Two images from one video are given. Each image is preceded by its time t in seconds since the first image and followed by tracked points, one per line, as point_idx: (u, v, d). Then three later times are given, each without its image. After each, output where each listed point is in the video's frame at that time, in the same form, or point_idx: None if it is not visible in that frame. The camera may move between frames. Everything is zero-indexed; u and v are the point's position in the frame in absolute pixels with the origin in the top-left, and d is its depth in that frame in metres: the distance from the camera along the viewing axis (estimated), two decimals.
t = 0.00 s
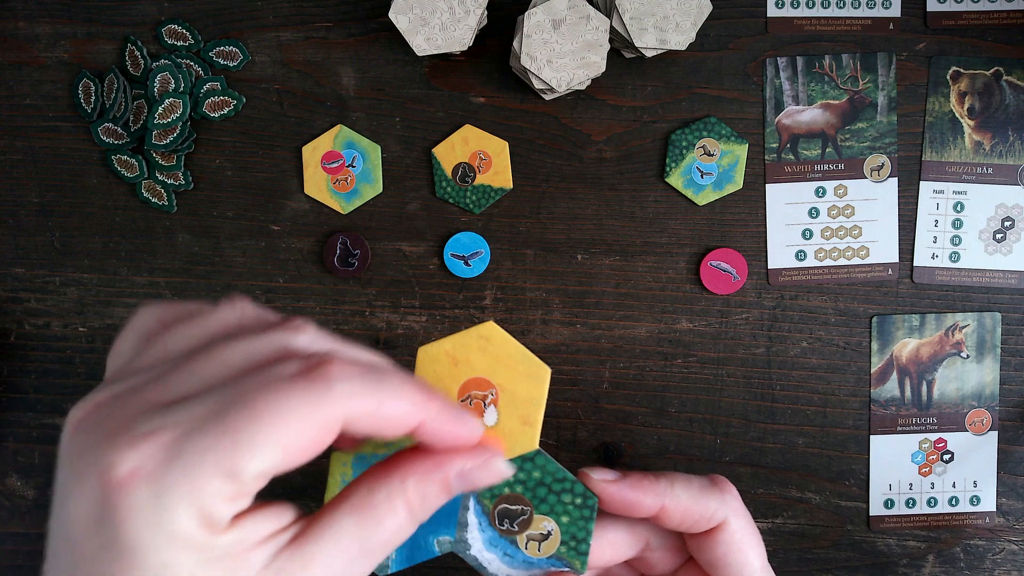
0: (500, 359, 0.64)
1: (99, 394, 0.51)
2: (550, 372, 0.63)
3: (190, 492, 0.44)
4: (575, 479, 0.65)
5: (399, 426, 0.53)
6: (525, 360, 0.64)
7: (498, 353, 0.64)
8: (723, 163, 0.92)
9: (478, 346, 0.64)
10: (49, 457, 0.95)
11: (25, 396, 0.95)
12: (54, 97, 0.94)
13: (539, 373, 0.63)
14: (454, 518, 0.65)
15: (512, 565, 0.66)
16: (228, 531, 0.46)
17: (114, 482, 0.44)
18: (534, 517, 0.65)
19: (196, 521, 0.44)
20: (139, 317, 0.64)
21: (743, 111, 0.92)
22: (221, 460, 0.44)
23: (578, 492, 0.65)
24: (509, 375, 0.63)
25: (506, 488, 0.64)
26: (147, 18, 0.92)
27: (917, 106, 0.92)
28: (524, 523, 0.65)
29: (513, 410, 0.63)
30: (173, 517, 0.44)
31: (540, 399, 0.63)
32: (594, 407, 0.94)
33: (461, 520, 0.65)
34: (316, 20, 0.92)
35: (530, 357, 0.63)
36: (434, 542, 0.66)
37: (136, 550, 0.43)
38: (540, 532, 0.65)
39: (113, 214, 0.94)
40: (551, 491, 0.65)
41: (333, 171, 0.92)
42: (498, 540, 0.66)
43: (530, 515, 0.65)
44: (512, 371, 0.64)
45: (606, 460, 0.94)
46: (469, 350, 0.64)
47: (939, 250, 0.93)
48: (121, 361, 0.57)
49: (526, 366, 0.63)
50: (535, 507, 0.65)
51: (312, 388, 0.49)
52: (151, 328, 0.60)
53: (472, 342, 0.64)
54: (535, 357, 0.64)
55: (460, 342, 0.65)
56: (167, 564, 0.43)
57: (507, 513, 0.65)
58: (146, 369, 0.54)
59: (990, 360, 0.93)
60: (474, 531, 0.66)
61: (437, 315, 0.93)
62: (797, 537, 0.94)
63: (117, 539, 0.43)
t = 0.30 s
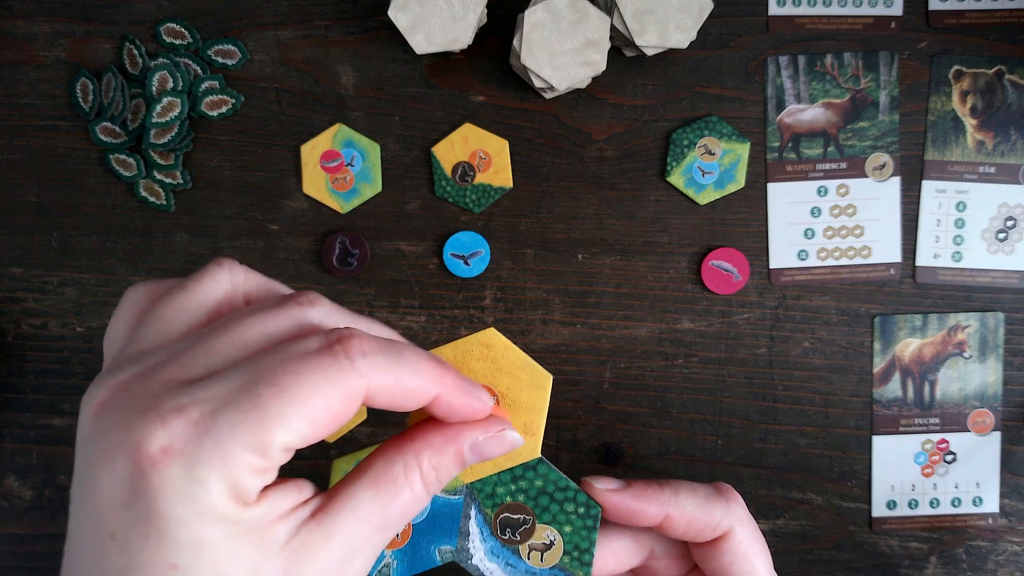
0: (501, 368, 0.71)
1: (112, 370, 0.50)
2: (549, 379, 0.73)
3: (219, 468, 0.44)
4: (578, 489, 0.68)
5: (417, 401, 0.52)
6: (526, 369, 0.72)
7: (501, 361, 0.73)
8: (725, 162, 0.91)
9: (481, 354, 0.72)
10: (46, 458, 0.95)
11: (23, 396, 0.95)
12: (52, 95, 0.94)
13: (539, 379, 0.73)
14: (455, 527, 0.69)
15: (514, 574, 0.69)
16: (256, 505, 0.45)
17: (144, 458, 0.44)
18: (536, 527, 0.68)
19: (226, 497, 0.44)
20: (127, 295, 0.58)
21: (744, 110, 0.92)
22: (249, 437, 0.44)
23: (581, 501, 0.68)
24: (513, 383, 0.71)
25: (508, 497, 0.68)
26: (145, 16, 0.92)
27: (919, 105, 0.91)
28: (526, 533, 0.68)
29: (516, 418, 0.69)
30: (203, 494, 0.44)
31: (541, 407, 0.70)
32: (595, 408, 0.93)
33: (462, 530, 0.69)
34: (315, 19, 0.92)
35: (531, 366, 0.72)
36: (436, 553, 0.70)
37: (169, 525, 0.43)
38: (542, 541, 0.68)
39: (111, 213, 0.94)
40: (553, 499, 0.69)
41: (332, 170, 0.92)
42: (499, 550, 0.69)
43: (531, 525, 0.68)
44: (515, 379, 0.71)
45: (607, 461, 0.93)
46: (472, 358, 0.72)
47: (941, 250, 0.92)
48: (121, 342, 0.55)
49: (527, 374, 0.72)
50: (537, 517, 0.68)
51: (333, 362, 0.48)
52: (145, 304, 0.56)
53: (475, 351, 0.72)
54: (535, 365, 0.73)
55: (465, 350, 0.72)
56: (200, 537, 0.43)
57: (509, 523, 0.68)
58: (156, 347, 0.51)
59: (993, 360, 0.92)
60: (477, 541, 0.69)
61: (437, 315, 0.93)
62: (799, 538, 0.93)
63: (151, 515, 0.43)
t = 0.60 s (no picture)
0: (501, 373, 0.64)
1: (127, 368, 0.50)
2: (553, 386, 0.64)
3: (230, 471, 0.44)
4: (580, 493, 0.64)
5: (429, 405, 0.51)
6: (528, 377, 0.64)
7: (500, 368, 0.64)
8: (723, 163, 0.92)
9: (477, 361, 0.64)
10: (50, 456, 0.96)
11: (26, 396, 0.96)
12: (55, 97, 0.94)
13: (542, 387, 0.63)
14: (457, 534, 0.65)
15: None
16: (268, 505, 0.46)
17: (158, 459, 0.44)
18: (538, 533, 0.64)
19: (237, 499, 0.44)
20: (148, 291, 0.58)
21: (742, 112, 0.92)
22: (259, 441, 0.44)
23: (584, 507, 0.64)
24: (512, 391, 0.64)
25: (510, 504, 0.64)
26: (148, 18, 0.93)
27: (916, 106, 0.92)
28: (529, 540, 0.64)
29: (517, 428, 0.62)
30: (215, 495, 0.44)
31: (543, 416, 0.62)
32: (594, 407, 0.94)
33: (464, 537, 0.65)
34: (316, 21, 0.92)
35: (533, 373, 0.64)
36: (439, 560, 0.67)
37: (183, 523, 0.44)
38: (545, 547, 0.64)
39: (113, 214, 0.95)
40: (556, 506, 0.64)
41: (333, 171, 0.92)
42: (502, 557, 0.65)
43: (535, 531, 0.64)
44: (515, 387, 0.64)
45: (606, 459, 0.94)
46: (469, 365, 0.64)
47: (938, 250, 0.93)
48: (139, 337, 0.55)
49: (528, 383, 0.64)
50: (539, 522, 0.64)
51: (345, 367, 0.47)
52: (161, 299, 0.56)
53: (472, 358, 0.64)
54: (537, 373, 0.64)
55: (461, 358, 0.65)
56: (211, 538, 0.44)
57: (511, 530, 0.64)
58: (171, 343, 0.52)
59: (989, 360, 0.93)
60: (479, 548, 0.65)
61: (437, 314, 0.93)
62: (796, 536, 0.94)
63: (165, 514, 0.44)
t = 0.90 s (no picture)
0: (510, 381, 0.62)
1: (101, 425, 0.47)
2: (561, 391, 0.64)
3: (223, 516, 0.41)
4: (590, 498, 0.63)
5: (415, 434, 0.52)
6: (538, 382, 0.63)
7: (509, 373, 0.62)
8: (723, 163, 0.92)
9: (487, 367, 0.61)
10: (50, 456, 0.96)
11: (26, 396, 0.96)
12: (55, 97, 0.94)
13: (552, 393, 0.63)
14: (466, 541, 0.60)
15: None
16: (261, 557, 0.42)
17: (144, 514, 0.41)
18: (548, 539, 0.61)
19: (231, 548, 0.41)
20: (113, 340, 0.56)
21: (742, 112, 0.92)
22: (254, 478, 0.42)
23: (594, 512, 0.62)
24: (522, 396, 0.62)
25: (519, 511, 0.61)
26: (148, 18, 0.93)
27: (916, 106, 0.92)
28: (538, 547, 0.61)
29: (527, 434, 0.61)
30: (219, 531, 0.41)
31: (552, 421, 0.62)
32: (594, 407, 0.94)
33: (472, 545, 0.60)
34: (316, 21, 0.92)
35: (542, 379, 0.63)
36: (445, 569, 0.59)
37: (181, 566, 0.41)
38: (555, 553, 0.61)
39: (113, 214, 0.95)
40: (565, 512, 0.62)
41: (333, 171, 0.92)
42: (511, 565, 0.61)
43: (544, 538, 0.61)
44: (526, 392, 0.62)
45: (606, 459, 0.94)
46: (477, 370, 0.61)
47: (938, 250, 0.93)
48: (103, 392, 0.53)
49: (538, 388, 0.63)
50: (549, 529, 0.62)
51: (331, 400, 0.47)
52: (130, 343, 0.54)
53: (481, 362, 0.61)
54: (546, 379, 0.63)
55: (468, 362, 0.61)
56: None
57: (520, 536, 0.61)
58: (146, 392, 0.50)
59: (989, 360, 0.93)
60: (487, 557, 0.61)
61: (437, 314, 0.93)
62: (797, 536, 0.94)
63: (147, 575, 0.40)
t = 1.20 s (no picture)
0: (533, 367, 0.61)
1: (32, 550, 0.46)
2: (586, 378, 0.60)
3: None
4: (614, 487, 0.61)
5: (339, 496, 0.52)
6: (562, 369, 0.61)
7: (533, 359, 0.61)
8: (723, 163, 0.92)
9: (510, 352, 0.61)
10: (50, 456, 0.96)
11: (27, 395, 0.96)
12: (55, 97, 0.94)
13: (575, 379, 0.60)
14: (489, 528, 0.62)
15: None
16: None
17: None
18: (571, 527, 0.61)
19: None
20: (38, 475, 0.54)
21: (742, 112, 0.92)
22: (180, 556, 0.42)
23: (617, 501, 0.61)
24: (545, 381, 0.61)
25: (542, 498, 0.61)
26: (148, 18, 0.93)
27: (916, 106, 0.92)
28: (560, 536, 0.61)
29: (548, 421, 0.60)
30: None
31: (575, 407, 0.61)
32: (594, 407, 0.94)
33: (495, 530, 0.62)
34: (316, 21, 0.92)
35: (567, 366, 0.60)
36: (468, 554, 0.63)
37: None
38: (577, 542, 0.61)
39: (114, 214, 0.95)
40: (588, 500, 0.61)
41: (333, 171, 0.92)
42: (534, 551, 0.62)
43: (568, 526, 0.61)
44: (549, 378, 0.61)
45: (606, 459, 0.94)
46: (501, 354, 0.61)
47: (938, 250, 0.93)
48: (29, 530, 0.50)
49: (562, 374, 0.61)
50: (572, 517, 0.61)
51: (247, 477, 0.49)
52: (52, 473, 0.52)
53: (505, 348, 0.61)
54: (571, 366, 0.61)
55: (492, 347, 0.61)
56: None
57: (543, 523, 0.61)
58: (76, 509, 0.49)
59: (988, 360, 0.93)
60: (511, 543, 0.62)
61: (437, 314, 0.93)
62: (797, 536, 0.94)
63: None
